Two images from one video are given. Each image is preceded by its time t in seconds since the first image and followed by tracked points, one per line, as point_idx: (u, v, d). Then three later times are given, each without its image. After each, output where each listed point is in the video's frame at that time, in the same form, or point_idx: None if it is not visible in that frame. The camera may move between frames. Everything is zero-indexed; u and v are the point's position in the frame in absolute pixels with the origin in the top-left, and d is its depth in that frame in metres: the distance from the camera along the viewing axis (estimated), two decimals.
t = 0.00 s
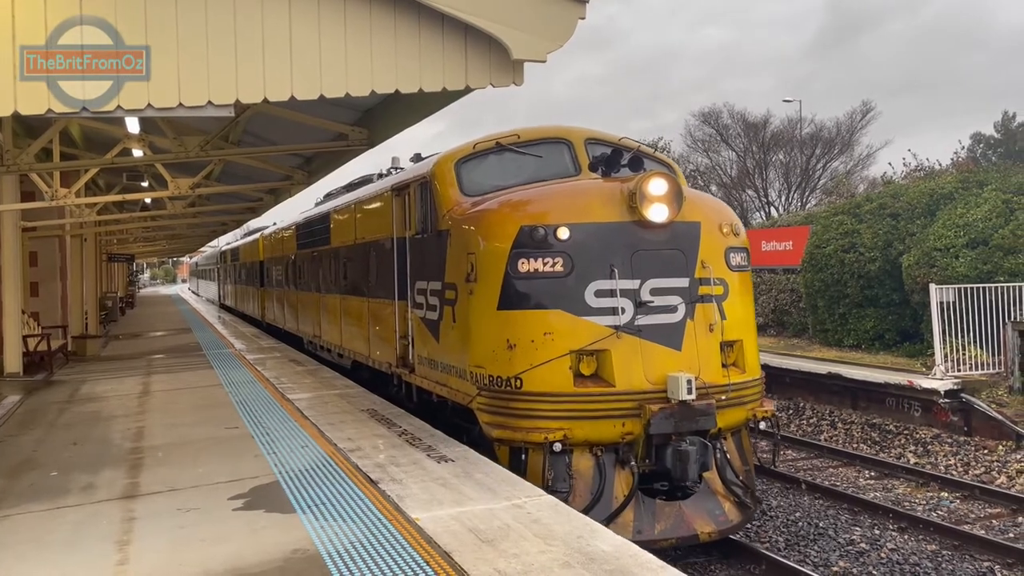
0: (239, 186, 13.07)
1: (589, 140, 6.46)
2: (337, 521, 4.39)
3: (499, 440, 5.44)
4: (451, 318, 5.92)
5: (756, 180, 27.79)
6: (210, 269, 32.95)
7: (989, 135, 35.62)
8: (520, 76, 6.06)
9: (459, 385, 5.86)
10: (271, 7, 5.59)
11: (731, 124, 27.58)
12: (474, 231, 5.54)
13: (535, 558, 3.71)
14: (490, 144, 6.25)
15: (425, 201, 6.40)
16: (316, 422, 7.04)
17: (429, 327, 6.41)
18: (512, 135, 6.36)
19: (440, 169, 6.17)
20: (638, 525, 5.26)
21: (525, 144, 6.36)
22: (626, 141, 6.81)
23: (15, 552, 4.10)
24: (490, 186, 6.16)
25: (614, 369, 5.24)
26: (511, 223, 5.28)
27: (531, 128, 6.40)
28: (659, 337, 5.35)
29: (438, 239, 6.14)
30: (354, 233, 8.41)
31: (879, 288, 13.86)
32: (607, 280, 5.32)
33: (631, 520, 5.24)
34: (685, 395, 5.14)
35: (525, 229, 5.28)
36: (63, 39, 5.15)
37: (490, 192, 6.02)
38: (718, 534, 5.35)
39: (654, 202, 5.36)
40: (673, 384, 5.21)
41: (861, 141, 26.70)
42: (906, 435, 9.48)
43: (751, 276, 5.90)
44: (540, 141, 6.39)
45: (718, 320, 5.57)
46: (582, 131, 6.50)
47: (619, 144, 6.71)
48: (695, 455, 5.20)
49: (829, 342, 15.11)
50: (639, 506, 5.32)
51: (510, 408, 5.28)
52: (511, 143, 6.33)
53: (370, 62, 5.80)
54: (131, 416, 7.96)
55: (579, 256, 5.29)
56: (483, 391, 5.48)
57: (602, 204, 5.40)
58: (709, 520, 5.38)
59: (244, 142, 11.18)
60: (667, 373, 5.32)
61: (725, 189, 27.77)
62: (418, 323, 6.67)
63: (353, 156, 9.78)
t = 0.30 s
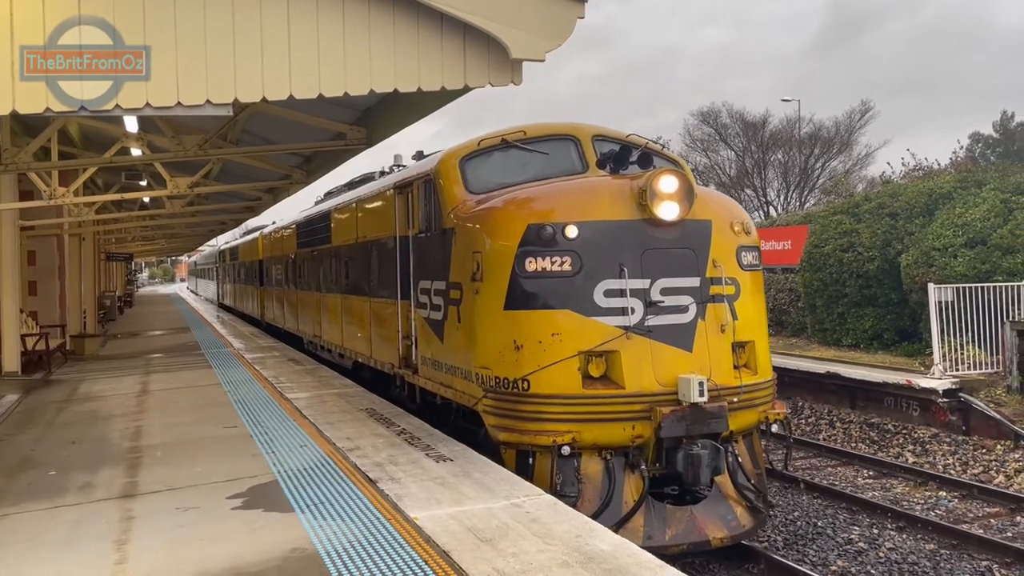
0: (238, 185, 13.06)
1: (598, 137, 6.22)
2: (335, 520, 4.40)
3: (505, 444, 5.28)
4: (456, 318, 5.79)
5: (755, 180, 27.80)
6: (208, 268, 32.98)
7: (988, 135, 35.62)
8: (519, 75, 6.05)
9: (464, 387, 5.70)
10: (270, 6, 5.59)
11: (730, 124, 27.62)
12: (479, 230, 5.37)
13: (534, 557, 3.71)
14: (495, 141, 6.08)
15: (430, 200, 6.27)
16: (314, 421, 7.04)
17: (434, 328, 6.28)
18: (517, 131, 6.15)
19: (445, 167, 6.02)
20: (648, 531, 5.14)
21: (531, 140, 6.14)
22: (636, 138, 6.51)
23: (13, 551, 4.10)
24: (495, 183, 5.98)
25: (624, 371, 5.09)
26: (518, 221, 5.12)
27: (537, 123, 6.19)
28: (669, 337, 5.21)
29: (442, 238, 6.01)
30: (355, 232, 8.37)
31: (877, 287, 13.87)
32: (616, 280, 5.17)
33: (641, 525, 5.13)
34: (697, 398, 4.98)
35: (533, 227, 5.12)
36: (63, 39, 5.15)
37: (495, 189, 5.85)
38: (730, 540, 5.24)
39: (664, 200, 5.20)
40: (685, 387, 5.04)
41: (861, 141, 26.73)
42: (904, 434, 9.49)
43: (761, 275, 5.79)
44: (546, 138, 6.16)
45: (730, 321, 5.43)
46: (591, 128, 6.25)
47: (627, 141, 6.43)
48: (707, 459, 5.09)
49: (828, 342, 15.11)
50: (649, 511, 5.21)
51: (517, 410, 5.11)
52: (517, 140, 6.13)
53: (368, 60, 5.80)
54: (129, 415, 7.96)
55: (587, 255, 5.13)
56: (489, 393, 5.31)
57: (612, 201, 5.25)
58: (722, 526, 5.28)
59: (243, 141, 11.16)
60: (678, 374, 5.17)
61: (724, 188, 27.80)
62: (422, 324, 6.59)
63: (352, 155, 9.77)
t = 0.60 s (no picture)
0: (237, 183, 13.05)
1: (606, 133, 6.12)
2: (333, 519, 4.41)
3: (514, 447, 5.18)
4: (463, 319, 5.67)
5: (754, 179, 27.81)
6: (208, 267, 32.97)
7: (987, 135, 35.62)
8: (518, 73, 6.05)
9: (471, 389, 5.59)
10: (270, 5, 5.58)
11: (729, 123, 27.63)
12: (486, 228, 5.26)
13: (532, 556, 3.71)
14: (502, 137, 5.98)
15: (435, 196, 6.14)
16: (313, 420, 7.03)
17: (439, 328, 6.17)
18: (525, 128, 6.05)
19: (451, 164, 5.91)
20: (661, 537, 4.96)
21: (539, 136, 6.05)
22: (644, 135, 6.45)
23: (11, 550, 4.09)
24: (502, 180, 5.86)
25: (636, 373, 4.95)
26: (527, 219, 4.99)
27: (545, 120, 6.09)
28: (682, 338, 5.07)
29: (447, 236, 5.90)
30: (358, 231, 8.34)
31: (876, 286, 13.88)
32: (627, 279, 5.03)
33: (653, 531, 4.95)
34: (711, 400, 4.83)
35: (541, 226, 4.98)
36: (63, 40, 5.15)
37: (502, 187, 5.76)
38: (744, 547, 5.01)
39: (677, 197, 5.05)
40: (697, 388, 4.90)
41: (860, 140, 26.74)
42: (903, 433, 9.50)
43: (775, 274, 5.63)
44: (553, 134, 6.06)
45: (744, 322, 5.28)
46: (599, 123, 6.16)
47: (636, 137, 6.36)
48: (722, 463, 4.94)
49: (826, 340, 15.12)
50: (661, 516, 5.02)
51: (526, 413, 5.01)
52: (524, 136, 6.04)
53: (367, 59, 5.80)
54: (128, 414, 7.95)
55: (598, 254, 5.00)
56: (497, 395, 5.21)
57: (623, 199, 5.12)
58: (736, 532, 5.05)
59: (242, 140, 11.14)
60: (692, 375, 5.04)
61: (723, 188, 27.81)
62: (427, 322, 6.47)
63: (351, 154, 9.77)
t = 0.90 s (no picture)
0: (236, 182, 13.04)
1: (617, 128, 6.00)
2: (331, 518, 4.40)
3: (523, 452, 5.00)
4: (470, 319, 5.50)
5: (754, 178, 27.81)
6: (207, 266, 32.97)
7: (986, 134, 35.67)
8: (517, 73, 6.04)
9: (478, 392, 5.42)
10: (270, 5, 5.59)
11: (728, 122, 27.61)
12: (494, 226, 5.09)
13: (531, 555, 3.71)
14: (510, 132, 5.85)
15: (441, 193, 5.99)
16: (312, 419, 7.03)
17: (445, 329, 6.01)
18: (533, 123, 5.93)
19: (457, 159, 5.76)
20: (676, 545, 4.77)
21: (548, 131, 5.92)
22: (655, 130, 6.31)
23: (9, 550, 4.08)
24: (510, 177, 5.74)
25: (651, 375, 4.77)
26: (537, 217, 4.82)
27: (554, 115, 5.98)
28: (697, 340, 4.88)
29: (454, 234, 5.73)
30: (359, 230, 8.30)
31: (875, 285, 13.90)
32: (641, 279, 4.85)
33: (668, 538, 4.77)
34: (728, 404, 4.67)
35: (551, 224, 4.81)
36: (63, 40, 5.16)
37: (511, 184, 5.62)
38: (761, 555, 4.81)
39: (691, 194, 4.86)
40: (714, 392, 4.74)
41: (859, 139, 26.76)
42: (902, 432, 9.51)
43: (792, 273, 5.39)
44: (563, 129, 5.94)
45: (761, 323, 5.07)
46: (608, 119, 6.04)
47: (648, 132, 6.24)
48: (739, 468, 4.75)
49: (825, 340, 15.14)
50: (676, 523, 4.83)
51: (536, 417, 4.84)
52: (532, 132, 5.90)
53: (367, 58, 5.80)
54: (126, 413, 7.94)
55: (610, 252, 4.82)
56: (506, 398, 5.05)
57: (636, 195, 4.92)
58: (753, 539, 4.85)
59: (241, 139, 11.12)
60: (707, 378, 4.85)
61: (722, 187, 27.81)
62: (432, 323, 6.30)
63: (350, 153, 9.76)
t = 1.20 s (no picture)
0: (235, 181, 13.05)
1: (628, 124, 5.82)
2: (331, 517, 4.40)
3: (535, 458, 4.87)
4: (479, 320, 5.37)
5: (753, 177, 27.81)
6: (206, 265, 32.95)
7: (985, 134, 35.71)
8: (516, 72, 6.04)
9: (487, 395, 5.30)
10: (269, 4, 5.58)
11: (728, 122, 27.55)
12: (504, 224, 4.97)
13: (531, 554, 3.71)
14: (520, 127, 5.70)
15: (448, 190, 5.85)
16: (312, 419, 7.03)
17: (453, 329, 5.86)
18: (543, 118, 5.78)
19: (464, 155, 5.61)
20: (694, 554, 4.67)
21: (557, 126, 5.75)
22: (670, 126, 6.07)
23: (8, 549, 4.08)
24: (519, 173, 5.57)
25: (669, 379, 4.66)
26: (549, 213, 4.71)
27: (564, 109, 5.80)
28: (714, 340, 4.77)
29: (462, 233, 5.59)
30: (361, 228, 8.24)
31: (875, 285, 13.90)
32: (657, 278, 4.74)
33: (685, 546, 4.67)
34: (748, 408, 4.56)
35: (565, 222, 4.70)
36: (64, 40, 5.15)
37: (520, 180, 5.47)
38: (781, 563, 4.72)
39: (709, 190, 4.75)
40: (733, 395, 4.63)
41: (859, 139, 26.80)
42: (901, 432, 9.51)
43: (811, 273, 5.30)
44: (573, 124, 5.75)
45: (779, 324, 4.96)
46: (620, 114, 5.87)
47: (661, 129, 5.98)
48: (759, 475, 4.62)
49: (824, 339, 15.14)
50: (694, 532, 4.72)
51: (548, 421, 4.72)
52: (542, 127, 5.75)
53: (366, 57, 5.80)
54: (126, 412, 7.95)
55: (626, 251, 4.72)
56: (517, 402, 4.92)
57: (651, 193, 4.81)
58: (772, 547, 4.77)
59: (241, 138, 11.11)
60: (725, 381, 4.75)
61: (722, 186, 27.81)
62: (439, 324, 6.15)
63: (350, 152, 9.75)
